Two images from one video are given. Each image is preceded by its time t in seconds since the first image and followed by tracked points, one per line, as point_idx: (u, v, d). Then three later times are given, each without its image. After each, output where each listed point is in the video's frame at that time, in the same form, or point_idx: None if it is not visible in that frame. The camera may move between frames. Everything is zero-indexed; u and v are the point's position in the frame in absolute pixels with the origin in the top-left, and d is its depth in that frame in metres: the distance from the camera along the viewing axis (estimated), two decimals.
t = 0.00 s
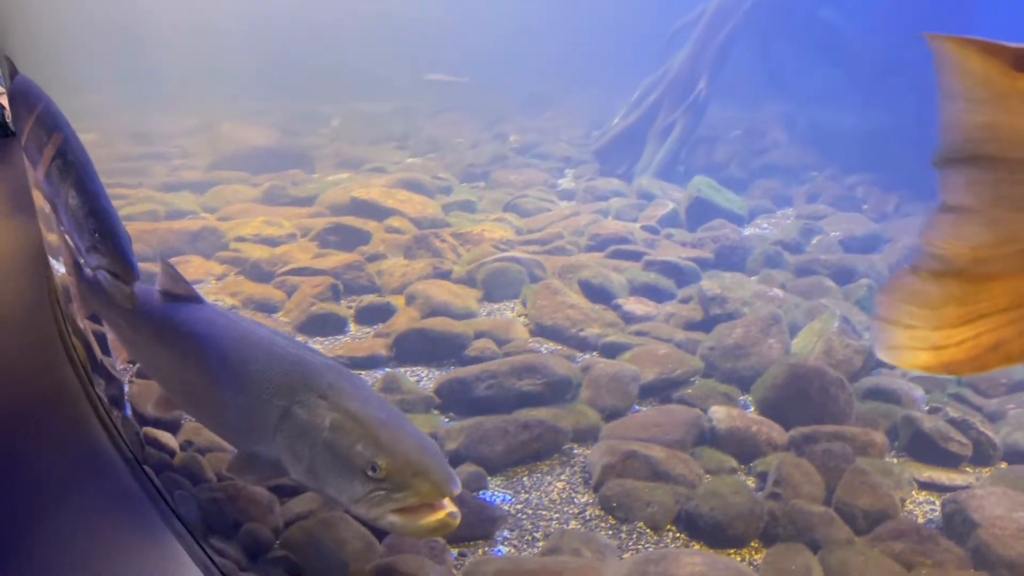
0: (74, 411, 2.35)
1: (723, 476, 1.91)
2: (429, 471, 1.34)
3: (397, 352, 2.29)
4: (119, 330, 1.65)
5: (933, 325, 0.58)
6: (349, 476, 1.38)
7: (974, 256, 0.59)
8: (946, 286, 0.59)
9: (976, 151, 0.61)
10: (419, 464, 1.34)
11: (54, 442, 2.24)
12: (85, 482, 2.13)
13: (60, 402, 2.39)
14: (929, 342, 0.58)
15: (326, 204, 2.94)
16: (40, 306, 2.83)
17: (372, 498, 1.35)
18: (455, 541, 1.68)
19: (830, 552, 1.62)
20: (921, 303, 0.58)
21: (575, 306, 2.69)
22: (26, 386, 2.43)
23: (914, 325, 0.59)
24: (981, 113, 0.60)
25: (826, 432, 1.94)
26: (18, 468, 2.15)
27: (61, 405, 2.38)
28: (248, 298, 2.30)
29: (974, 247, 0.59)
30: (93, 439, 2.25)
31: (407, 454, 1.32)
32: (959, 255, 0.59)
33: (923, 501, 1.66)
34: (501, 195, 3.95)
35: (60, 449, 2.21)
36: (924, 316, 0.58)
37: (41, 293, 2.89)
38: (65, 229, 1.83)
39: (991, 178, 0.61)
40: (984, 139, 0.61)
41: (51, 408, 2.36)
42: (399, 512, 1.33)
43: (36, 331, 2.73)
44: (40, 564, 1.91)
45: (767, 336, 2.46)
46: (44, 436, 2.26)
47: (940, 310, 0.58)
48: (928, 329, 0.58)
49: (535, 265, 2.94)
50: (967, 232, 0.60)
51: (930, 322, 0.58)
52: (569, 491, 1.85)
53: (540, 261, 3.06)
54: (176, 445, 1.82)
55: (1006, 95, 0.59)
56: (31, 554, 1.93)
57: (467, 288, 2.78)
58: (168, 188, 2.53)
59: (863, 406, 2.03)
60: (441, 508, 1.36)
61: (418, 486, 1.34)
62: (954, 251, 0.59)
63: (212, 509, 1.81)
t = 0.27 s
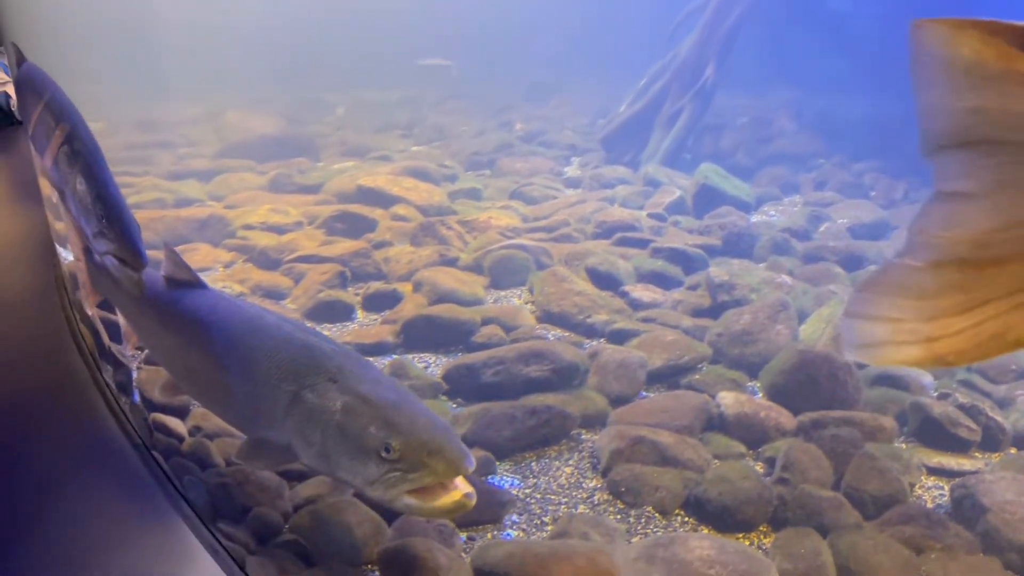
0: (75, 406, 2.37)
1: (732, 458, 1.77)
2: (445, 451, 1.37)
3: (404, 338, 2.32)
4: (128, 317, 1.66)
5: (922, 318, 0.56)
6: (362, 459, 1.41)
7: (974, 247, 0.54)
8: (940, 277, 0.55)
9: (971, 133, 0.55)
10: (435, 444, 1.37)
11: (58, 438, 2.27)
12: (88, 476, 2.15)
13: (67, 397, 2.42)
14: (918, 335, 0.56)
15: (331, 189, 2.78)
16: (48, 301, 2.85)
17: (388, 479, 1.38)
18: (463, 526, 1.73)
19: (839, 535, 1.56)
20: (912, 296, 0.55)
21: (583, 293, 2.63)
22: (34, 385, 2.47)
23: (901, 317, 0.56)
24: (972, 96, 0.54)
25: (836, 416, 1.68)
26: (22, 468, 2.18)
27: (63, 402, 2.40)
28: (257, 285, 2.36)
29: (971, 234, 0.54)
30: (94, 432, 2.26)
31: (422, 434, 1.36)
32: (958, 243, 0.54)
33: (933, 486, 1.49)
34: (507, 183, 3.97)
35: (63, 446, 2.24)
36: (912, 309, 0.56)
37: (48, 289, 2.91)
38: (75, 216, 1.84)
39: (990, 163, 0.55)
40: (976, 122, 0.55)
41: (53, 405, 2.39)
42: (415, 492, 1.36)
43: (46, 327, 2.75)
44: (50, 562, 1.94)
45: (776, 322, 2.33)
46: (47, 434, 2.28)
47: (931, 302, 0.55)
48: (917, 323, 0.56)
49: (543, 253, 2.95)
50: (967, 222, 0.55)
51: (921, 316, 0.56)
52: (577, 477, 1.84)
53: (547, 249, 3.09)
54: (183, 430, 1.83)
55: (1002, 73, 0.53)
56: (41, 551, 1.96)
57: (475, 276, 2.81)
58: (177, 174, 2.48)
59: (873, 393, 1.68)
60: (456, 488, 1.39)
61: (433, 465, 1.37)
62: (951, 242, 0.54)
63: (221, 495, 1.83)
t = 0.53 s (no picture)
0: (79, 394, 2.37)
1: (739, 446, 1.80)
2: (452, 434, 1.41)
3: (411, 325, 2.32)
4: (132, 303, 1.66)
5: (925, 286, 0.59)
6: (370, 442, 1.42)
7: (986, 210, 0.56)
8: (946, 244, 0.58)
9: (982, 92, 0.55)
10: (443, 426, 1.41)
11: (62, 428, 2.26)
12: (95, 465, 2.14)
13: (72, 383, 2.40)
14: (921, 303, 0.60)
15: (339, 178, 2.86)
16: (52, 291, 2.83)
17: (396, 463, 1.39)
18: (472, 508, 1.69)
19: (848, 518, 1.45)
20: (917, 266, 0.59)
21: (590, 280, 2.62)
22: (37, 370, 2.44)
23: (903, 288, 0.60)
24: (990, 52, 0.53)
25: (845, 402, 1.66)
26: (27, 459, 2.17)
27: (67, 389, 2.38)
28: (265, 272, 2.36)
29: (980, 198, 0.56)
30: (103, 419, 2.26)
31: (431, 417, 1.40)
32: (967, 207, 0.57)
33: (941, 471, 1.49)
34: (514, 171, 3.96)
35: (67, 435, 2.23)
36: (914, 278, 0.59)
37: (55, 280, 2.90)
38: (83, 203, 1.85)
39: (1006, 117, 0.55)
40: (988, 79, 0.54)
41: (57, 394, 2.37)
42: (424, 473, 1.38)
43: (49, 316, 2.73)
44: (55, 555, 1.93)
45: (783, 308, 2.30)
46: (51, 423, 2.27)
47: (935, 270, 0.58)
48: (919, 292, 0.60)
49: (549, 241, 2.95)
50: (975, 182, 0.56)
51: (923, 285, 0.60)
52: (585, 461, 1.87)
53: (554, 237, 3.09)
54: (194, 416, 1.83)
55: (1018, 30, 0.53)
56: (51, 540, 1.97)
57: (482, 263, 2.83)
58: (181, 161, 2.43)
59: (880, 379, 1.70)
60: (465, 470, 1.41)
61: (441, 448, 1.40)
62: (959, 206, 0.57)
63: (230, 481, 1.83)
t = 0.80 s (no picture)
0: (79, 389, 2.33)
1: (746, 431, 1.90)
2: (453, 419, 1.36)
3: (418, 314, 2.32)
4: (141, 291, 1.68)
5: (933, 238, 0.59)
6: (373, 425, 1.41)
7: (988, 159, 0.56)
8: (952, 195, 0.57)
9: (987, 48, 0.55)
10: (445, 411, 1.37)
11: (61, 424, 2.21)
12: (95, 455, 2.10)
13: (72, 379, 2.37)
14: (927, 256, 0.60)
15: (347, 167, 2.96)
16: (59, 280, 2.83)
17: (397, 445, 1.38)
18: (481, 492, 1.67)
19: (855, 505, 1.52)
20: (924, 218, 0.59)
21: (596, 267, 2.68)
22: (36, 368, 2.41)
23: (909, 242, 0.60)
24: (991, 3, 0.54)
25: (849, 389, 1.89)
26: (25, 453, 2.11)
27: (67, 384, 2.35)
28: (271, 260, 2.31)
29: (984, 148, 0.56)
30: (106, 408, 2.24)
31: (433, 402, 1.36)
32: (969, 158, 0.57)
33: (949, 458, 1.59)
34: (519, 159, 3.96)
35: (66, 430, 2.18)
36: (920, 231, 0.59)
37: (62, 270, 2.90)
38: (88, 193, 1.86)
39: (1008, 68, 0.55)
40: (992, 36, 0.55)
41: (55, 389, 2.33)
42: (424, 456, 1.35)
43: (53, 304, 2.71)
44: (60, 551, 1.86)
45: (791, 295, 2.38)
46: (49, 417, 2.23)
47: (942, 221, 0.58)
48: (926, 244, 0.60)
49: (555, 228, 2.95)
50: (976, 131, 0.56)
51: (929, 237, 0.59)
52: (593, 447, 1.86)
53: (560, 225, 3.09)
54: (204, 403, 1.84)
55: None
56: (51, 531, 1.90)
57: (488, 252, 2.83)
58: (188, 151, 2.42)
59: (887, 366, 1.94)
60: (467, 452, 1.38)
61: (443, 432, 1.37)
62: (962, 158, 0.57)
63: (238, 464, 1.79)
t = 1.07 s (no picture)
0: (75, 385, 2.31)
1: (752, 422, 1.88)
2: (452, 410, 1.43)
3: (423, 305, 2.32)
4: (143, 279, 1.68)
5: (942, 226, 0.57)
6: (373, 414, 1.46)
7: (996, 151, 0.53)
8: (961, 185, 0.54)
9: (1001, 41, 0.50)
10: (443, 404, 1.45)
11: (61, 418, 2.20)
12: (93, 449, 2.08)
13: (69, 374, 2.35)
14: (938, 242, 0.58)
15: (351, 159, 2.99)
16: (63, 271, 2.83)
17: (397, 434, 1.43)
18: (486, 484, 1.68)
19: (861, 496, 1.52)
20: (934, 208, 0.56)
21: (601, 258, 2.70)
22: (32, 366, 2.39)
23: (921, 230, 0.57)
24: None
25: (854, 380, 1.90)
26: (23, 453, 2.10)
27: (64, 380, 2.34)
28: (276, 252, 2.28)
29: (995, 140, 0.52)
30: (103, 401, 2.23)
31: (431, 395, 1.43)
32: (978, 149, 0.53)
33: (954, 449, 1.61)
34: (523, 151, 3.96)
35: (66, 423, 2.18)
36: (932, 219, 0.57)
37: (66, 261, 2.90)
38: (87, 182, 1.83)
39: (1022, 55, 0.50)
40: (998, 29, 0.49)
41: (52, 387, 2.32)
42: (424, 445, 1.41)
43: (56, 293, 2.71)
44: (64, 545, 1.86)
45: (796, 287, 2.42)
46: (46, 415, 2.21)
47: (951, 211, 0.56)
48: (936, 232, 0.57)
49: (560, 220, 2.97)
50: (986, 123, 0.52)
51: (939, 225, 0.57)
52: (598, 438, 1.85)
53: (565, 216, 3.09)
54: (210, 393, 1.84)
55: None
56: (54, 528, 1.89)
57: (492, 243, 2.84)
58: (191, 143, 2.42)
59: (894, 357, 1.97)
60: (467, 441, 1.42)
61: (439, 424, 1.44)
62: (968, 149, 0.53)
63: (243, 454, 1.77)
